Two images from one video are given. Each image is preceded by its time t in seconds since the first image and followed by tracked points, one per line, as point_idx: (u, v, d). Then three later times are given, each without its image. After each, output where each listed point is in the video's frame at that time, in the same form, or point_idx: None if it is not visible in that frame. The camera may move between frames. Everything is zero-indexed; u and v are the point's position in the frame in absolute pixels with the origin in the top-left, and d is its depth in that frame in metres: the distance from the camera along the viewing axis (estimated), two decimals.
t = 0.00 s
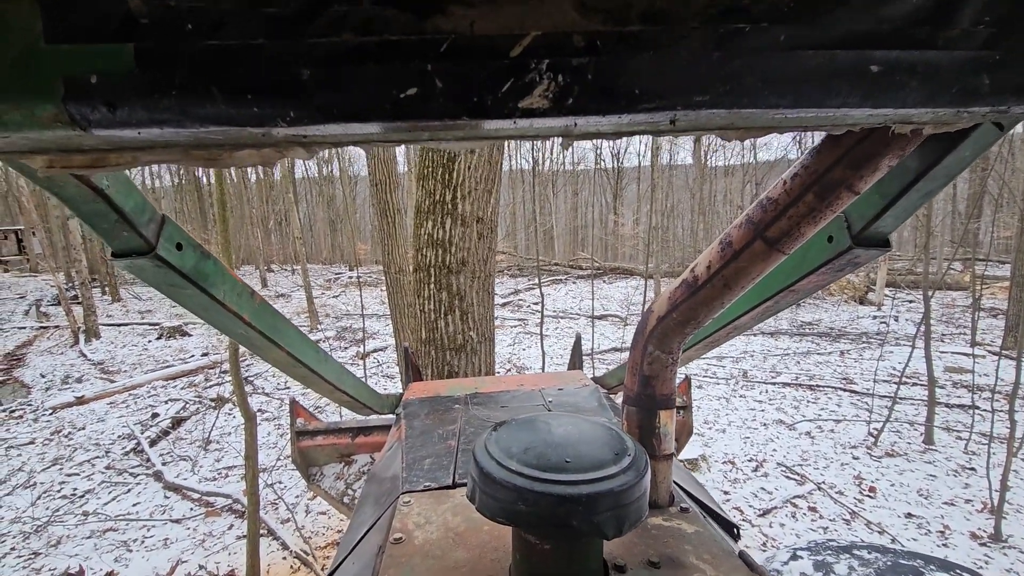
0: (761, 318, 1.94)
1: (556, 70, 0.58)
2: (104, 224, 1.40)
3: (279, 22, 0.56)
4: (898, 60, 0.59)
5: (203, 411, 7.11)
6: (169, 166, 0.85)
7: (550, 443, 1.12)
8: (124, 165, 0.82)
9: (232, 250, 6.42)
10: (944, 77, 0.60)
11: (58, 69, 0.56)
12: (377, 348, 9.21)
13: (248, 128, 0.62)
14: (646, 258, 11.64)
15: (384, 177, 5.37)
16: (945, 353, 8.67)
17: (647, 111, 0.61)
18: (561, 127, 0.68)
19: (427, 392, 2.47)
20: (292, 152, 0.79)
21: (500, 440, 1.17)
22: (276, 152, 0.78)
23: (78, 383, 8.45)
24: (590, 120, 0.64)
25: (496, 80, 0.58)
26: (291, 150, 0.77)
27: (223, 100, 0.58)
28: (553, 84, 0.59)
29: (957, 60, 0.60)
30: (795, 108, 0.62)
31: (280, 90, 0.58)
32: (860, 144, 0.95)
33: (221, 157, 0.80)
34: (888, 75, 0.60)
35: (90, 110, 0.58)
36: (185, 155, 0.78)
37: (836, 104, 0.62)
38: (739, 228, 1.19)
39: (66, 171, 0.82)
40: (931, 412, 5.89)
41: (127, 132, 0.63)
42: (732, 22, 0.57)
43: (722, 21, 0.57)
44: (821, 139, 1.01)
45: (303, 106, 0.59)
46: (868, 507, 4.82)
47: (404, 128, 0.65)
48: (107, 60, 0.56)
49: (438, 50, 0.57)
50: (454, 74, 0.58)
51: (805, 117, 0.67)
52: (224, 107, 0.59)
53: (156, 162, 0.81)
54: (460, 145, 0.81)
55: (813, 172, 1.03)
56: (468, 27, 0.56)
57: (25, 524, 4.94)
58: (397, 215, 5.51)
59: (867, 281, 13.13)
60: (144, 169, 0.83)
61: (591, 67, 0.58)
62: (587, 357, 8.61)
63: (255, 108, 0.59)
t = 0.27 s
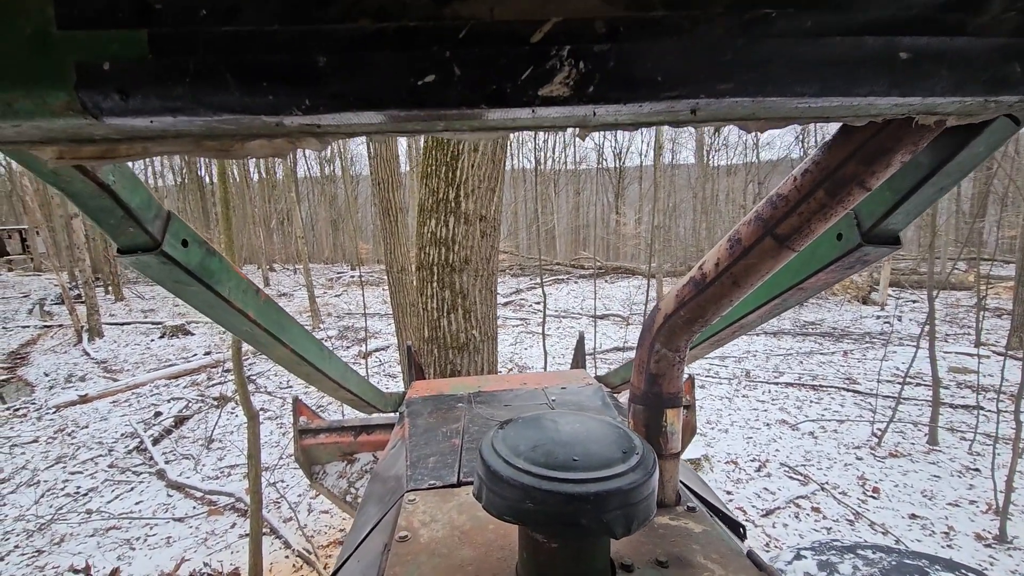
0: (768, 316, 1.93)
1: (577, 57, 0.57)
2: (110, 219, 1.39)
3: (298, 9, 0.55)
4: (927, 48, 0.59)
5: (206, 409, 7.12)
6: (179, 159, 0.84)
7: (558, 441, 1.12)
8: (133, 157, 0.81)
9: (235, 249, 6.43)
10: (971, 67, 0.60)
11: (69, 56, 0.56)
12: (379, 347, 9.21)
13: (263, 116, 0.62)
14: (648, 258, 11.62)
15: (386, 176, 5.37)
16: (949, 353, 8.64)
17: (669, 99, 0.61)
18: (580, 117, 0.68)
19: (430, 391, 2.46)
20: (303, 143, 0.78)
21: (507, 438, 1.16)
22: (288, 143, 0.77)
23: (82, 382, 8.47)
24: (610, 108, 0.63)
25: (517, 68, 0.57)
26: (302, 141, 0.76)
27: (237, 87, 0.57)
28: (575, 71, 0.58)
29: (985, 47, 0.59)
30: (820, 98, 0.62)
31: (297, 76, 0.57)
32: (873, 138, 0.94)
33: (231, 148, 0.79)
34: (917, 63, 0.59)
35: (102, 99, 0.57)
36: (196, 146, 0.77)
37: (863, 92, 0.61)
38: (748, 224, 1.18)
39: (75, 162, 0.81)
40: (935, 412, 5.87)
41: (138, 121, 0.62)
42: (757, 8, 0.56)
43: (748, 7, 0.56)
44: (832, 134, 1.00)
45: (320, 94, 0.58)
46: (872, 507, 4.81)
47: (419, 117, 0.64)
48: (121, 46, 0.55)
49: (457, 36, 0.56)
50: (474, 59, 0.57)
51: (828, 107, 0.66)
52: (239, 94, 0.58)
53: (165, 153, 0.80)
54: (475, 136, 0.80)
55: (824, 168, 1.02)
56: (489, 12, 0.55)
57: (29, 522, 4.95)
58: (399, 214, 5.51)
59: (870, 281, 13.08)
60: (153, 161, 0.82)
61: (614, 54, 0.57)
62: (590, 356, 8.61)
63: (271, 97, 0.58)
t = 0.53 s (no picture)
0: (770, 318, 1.91)
1: (575, 59, 0.56)
2: (108, 219, 1.38)
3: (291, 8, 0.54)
4: (936, 51, 0.57)
5: (207, 408, 7.13)
6: (171, 161, 0.83)
7: (557, 444, 1.10)
8: (124, 159, 0.80)
9: (235, 247, 6.42)
10: (981, 71, 0.58)
11: (54, 56, 0.55)
12: (380, 346, 9.21)
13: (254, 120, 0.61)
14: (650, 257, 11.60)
15: (387, 174, 5.35)
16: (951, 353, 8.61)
17: (668, 103, 0.60)
18: (579, 120, 0.66)
19: (430, 391, 2.45)
20: (297, 145, 0.76)
21: (506, 441, 1.15)
22: (281, 145, 0.76)
23: (83, 380, 8.49)
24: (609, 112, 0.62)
25: (514, 70, 0.56)
26: (295, 142, 0.75)
27: (225, 90, 0.56)
28: (573, 75, 0.57)
29: (995, 49, 0.58)
30: (825, 101, 0.60)
31: (289, 77, 0.56)
32: (877, 141, 0.92)
33: (223, 150, 0.78)
34: (925, 67, 0.58)
35: (88, 101, 0.56)
36: (187, 148, 0.76)
37: (868, 96, 0.60)
38: (750, 226, 1.16)
39: (65, 164, 0.80)
40: (937, 413, 5.84)
41: (124, 125, 0.61)
42: (762, 8, 0.55)
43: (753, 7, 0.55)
44: (835, 136, 0.99)
45: (310, 96, 0.57)
46: (873, 508, 4.79)
47: (415, 121, 0.63)
48: (106, 47, 0.54)
49: (452, 37, 0.55)
50: (469, 62, 0.56)
51: (833, 110, 0.65)
52: (228, 97, 0.57)
53: (157, 155, 0.79)
54: (474, 138, 0.79)
55: (827, 170, 1.00)
56: (485, 13, 0.54)
57: (30, 520, 4.96)
58: (400, 213, 5.51)
59: (872, 281, 13.05)
60: (145, 163, 0.81)
61: (613, 57, 0.56)
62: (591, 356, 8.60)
63: (260, 99, 0.57)
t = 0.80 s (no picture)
0: (770, 318, 1.91)
1: (572, 60, 0.56)
2: (109, 218, 1.39)
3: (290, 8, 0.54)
4: (931, 52, 0.57)
5: (207, 408, 7.13)
6: (173, 160, 0.83)
7: (556, 443, 1.11)
8: (126, 158, 0.80)
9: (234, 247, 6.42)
10: (974, 72, 0.58)
11: (53, 55, 0.55)
12: (381, 347, 9.21)
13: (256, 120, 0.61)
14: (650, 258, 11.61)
15: (388, 175, 5.35)
16: (952, 354, 8.61)
17: (664, 103, 0.60)
18: (577, 120, 0.66)
19: (431, 391, 2.45)
20: (297, 145, 0.77)
21: (506, 440, 1.15)
22: (281, 144, 0.76)
23: (84, 380, 8.49)
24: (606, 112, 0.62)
25: (511, 71, 0.57)
26: (296, 142, 0.75)
27: (227, 89, 0.57)
28: (570, 76, 0.57)
29: (989, 51, 0.58)
30: (821, 101, 0.61)
31: (289, 77, 0.56)
32: (876, 141, 0.93)
33: (224, 149, 0.78)
34: (919, 68, 0.58)
35: (90, 100, 0.56)
36: (189, 148, 0.76)
37: (861, 97, 0.60)
38: (750, 226, 1.16)
39: (67, 163, 0.80)
40: (937, 414, 5.84)
41: (127, 124, 0.61)
42: (758, 10, 0.55)
43: (749, 8, 0.55)
44: (835, 136, 0.99)
45: (309, 95, 0.58)
46: (873, 509, 4.78)
47: (414, 121, 0.64)
48: (108, 47, 0.54)
49: (450, 38, 0.55)
50: (468, 63, 0.56)
51: (830, 111, 0.65)
52: (229, 97, 0.57)
53: (158, 155, 0.79)
54: (473, 137, 0.79)
55: (825, 170, 1.01)
56: (483, 12, 0.54)
57: (30, 520, 4.96)
58: (401, 213, 5.51)
59: (873, 281, 13.04)
60: (146, 162, 0.81)
61: (611, 57, 0.56)
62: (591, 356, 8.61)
63: (261, 99, 0.58)
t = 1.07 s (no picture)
0: (768, 319, 1.91)
1: (565, 71, 0.57)
2: (110, 221, 1.39)
3: (286, 20, 0.54)
4: (917, 63, 0.57)
5: (207, 408, 7.14)
6: (174, 166, 0.83)
7: (554, 445, 1.10)
8: (128, 165, 0.80)
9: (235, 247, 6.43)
10: (959, 83, 0.59)
11: (57, 67, 0.55)
12: (381, 347, 9.22)
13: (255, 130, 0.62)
14: (651, 258, 11.61)
15: (388, 175, 5.35)
16: (953, 355, 8.60)
17: (655, 113, 0.60)
18: (570, 129, 0.67)
19: (430, 391, 2.45)
20: (295, 152, 0.77)
21: (504, 441, 1.15)
22: (280, 153, 0.76)
23: (84, 380, 8.50)
24: (599, 122, 0.62)
25: (504, 82, 0.57)
26: (294, 150, 0.75)
27: (225, 100, 0.57)
28: (562, 86, 0.57)
29: (976, 63, 0.58)
30: (811, 111, 0.61)
31: (284, 88, 0.56)
32: (871, 145, 0.93)
33: (224, 157, 0.78)
34: (905, 78, 0.58)
35: (91, 110, 0.57)
36: (189, 154, 0.76)
37: (849, 107, 0.61)
38: (747, 229, 1.17)
39: (69, 170, 0.80)
40: (937, 415, 5.83)
41: (129, 133, 0.61)
42: (747, 22, 0.55)
43: (740, 20, 0.55)
44: (831, 139, 0.99)
45: (302, 106, 0.58)
46: (873, 510, 4.78)
47: (409, 130, 0.64)
48: (108, 58, 0.54)
49: (445, 50, 0.55)
50: (462, 73, 0.56)
51: (818, 120, 0.65)
52: (228, 106, 0.57)
53: (160, 162, 0.79)
54: (470, 145, 0.79)
55: (821, 173, 1.01)
56: (476, 26, 0.54)
57: (30, 520, 4.96)
58: (401, 214, 5.53)
59: (873, 282, 13.04)
60: (148, 168, 0.81)
61: (602, 68, 0.56)
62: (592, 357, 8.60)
63: (258, 110, 0.58)
